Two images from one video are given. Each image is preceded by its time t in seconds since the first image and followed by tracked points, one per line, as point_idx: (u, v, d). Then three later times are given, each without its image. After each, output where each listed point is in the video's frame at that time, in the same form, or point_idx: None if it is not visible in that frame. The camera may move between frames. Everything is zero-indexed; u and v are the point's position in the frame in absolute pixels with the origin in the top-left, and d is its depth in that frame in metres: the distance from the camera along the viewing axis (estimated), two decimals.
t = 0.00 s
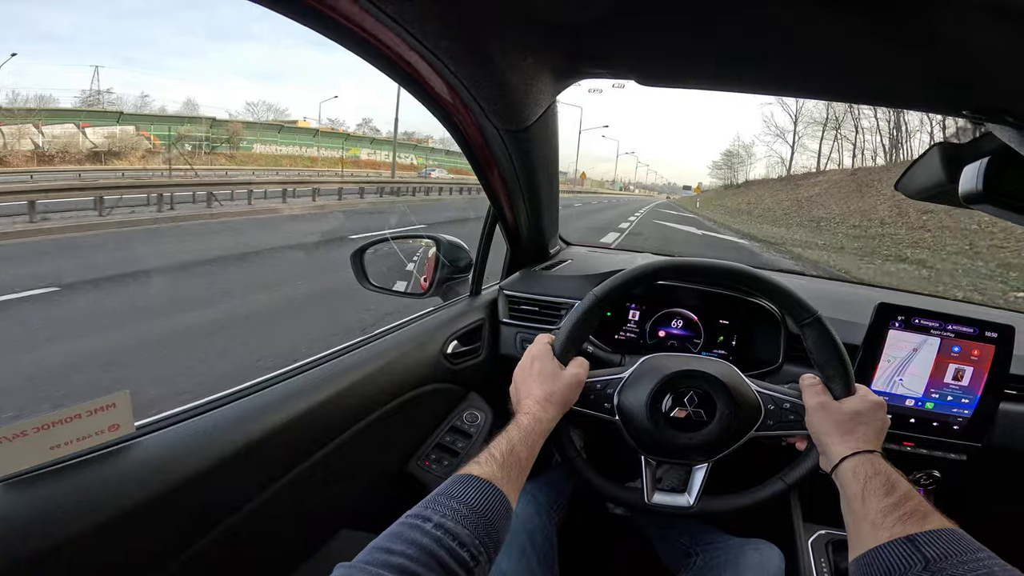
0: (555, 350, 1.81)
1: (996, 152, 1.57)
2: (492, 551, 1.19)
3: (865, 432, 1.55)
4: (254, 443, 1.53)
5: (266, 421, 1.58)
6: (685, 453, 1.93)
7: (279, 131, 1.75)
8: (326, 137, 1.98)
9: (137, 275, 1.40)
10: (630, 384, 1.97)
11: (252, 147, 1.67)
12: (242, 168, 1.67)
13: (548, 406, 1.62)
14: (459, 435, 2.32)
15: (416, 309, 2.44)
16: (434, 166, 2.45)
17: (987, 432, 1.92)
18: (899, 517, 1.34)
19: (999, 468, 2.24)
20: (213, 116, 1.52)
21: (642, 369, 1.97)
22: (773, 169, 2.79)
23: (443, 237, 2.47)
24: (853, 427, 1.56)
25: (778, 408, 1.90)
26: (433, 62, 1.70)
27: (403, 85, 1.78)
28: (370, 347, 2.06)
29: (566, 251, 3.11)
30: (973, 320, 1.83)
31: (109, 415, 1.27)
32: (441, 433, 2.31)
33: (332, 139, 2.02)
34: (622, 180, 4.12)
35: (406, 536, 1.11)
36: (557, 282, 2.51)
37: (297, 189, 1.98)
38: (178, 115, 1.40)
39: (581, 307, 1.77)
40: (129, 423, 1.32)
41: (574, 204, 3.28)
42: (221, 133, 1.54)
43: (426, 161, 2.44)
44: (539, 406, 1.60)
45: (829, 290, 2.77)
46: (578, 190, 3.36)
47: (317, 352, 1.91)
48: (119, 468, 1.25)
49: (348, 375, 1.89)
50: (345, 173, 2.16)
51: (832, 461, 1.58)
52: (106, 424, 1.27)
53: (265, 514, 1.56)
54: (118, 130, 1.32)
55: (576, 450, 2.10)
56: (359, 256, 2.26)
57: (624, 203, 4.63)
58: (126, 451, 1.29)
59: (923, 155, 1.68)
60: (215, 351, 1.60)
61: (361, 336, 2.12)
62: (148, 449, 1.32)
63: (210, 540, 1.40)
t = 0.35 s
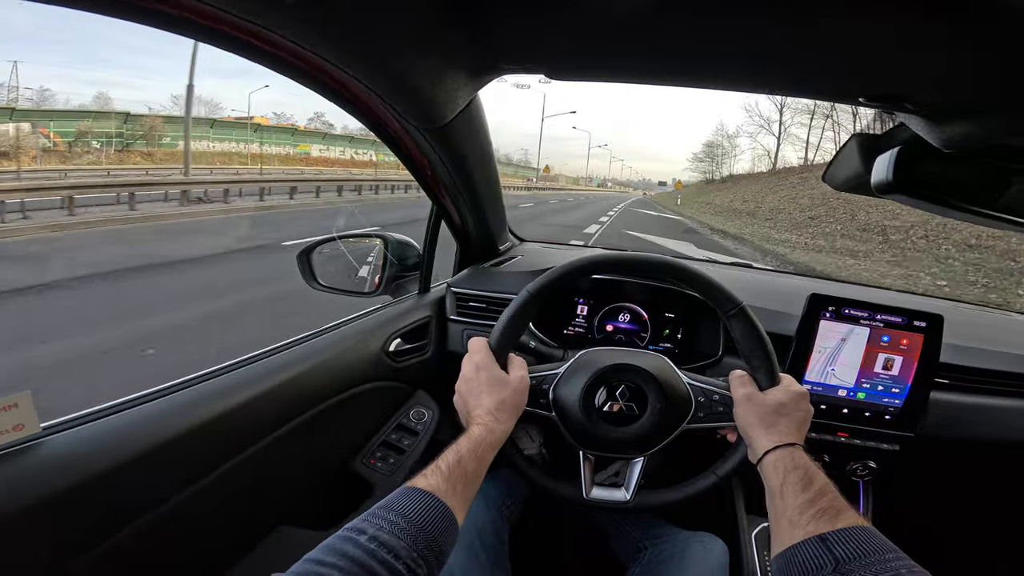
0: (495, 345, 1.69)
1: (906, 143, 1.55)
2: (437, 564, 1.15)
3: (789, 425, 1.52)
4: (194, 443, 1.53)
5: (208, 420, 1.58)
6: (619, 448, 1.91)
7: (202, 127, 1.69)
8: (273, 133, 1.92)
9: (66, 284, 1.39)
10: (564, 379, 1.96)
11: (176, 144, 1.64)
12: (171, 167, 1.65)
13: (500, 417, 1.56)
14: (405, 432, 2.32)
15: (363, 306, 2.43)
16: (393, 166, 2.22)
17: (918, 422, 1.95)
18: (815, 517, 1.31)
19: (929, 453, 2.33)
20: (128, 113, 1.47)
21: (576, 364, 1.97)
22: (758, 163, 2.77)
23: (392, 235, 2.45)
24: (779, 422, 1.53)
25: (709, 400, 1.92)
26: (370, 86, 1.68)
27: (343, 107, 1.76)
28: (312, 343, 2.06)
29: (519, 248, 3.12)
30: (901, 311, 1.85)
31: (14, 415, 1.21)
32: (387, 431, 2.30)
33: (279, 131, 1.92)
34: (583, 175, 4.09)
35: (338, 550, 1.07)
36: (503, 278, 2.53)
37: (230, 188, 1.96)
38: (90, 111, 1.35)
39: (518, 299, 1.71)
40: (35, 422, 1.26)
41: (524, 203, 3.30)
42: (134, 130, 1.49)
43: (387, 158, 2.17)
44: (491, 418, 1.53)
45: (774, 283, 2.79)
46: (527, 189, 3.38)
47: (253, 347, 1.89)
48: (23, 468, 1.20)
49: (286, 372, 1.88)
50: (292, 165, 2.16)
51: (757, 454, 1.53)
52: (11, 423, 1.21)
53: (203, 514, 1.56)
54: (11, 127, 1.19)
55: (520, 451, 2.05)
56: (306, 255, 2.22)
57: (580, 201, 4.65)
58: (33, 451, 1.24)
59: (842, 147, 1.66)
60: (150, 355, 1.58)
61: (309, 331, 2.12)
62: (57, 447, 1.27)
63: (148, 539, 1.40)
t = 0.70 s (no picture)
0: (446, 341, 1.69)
1: (823, 145, 1.61)
2: (396, 551, 1.16)
3: (725, 415, 1.51)
4: (164, 451, 1.54)
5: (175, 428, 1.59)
6: (571, 440, 1.95)
7: (123, 121, 1.56)
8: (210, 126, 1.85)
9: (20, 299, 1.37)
10: (516, 373, 1.99)
11: (79, 140, 1.45)
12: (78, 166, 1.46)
13: (452, 409, 1.58)
14: (365, 431, 2.34)
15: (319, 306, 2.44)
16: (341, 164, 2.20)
17: (852, 410, 2.12)
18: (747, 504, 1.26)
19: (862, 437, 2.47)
20: (17, 106, 1.25)
21: (527, 359, 2.01)
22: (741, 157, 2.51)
23: (348, 236, 2.44)
24: (715, 413, 1.52)
25: (652, 392, 1.98)
26: (325, 101, 1.73)
27: (295, 118, 1.80)
28: (268, 343, 2.06)
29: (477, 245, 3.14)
30: (834, 302, 2.02)
31: None
32: (346, 429, 2.32)
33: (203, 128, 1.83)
34: (543, 174, 4.13)
35: (298, 535, 1.07)
36: (461, 277, 2.58)
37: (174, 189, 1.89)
38: None
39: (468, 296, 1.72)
40: None
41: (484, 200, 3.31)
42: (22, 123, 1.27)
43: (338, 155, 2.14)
44: (443, 410, 1.55)
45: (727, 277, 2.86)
46: (486, 188, 3.39)
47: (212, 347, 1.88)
48: None
49: (245, 369, 1.89)
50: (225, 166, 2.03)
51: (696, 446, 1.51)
52: None
53: (169, 521, 1.56)
54: None
55: (476, 446, 2.05)
56: (260, 257, 2.18)
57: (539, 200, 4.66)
58: None
59: (771, 147, 1.72)
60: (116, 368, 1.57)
61: (267, 331, 2.13)
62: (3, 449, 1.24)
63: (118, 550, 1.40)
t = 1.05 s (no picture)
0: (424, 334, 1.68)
1: (790, 138, 1.64)
2: (373, 543, 1.16)
3: (699, 413, 1.49)
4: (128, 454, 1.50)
5: (141, 430, 1.55)
6: (547, 434, 1.94)
7: (26, 120, 1.33)
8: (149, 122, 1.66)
9: None
10: (493, 368, 1.99)
11: None
12: None
13: (428, 401, 1.58)
14: (342, 431, 2.31)
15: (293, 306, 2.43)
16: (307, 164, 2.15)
17: (824, 400, 2.15)
18: (719, 502, 1.25)
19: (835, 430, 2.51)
20: None
21: (505, 353, 2.00)
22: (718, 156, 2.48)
23: (323, 235, 2.42)
24: (690, 410, 1.51)
25: (628, 390, 1.96)
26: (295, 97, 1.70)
27: (265, 114, 1.77)
28: (238, 343, 2.02)
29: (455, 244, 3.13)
30: (803, 294, 2.07)
31: None
32: (323, 429, 2.29)
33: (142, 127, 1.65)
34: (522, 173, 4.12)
35: (273, 527, 1.06)
36: (437, 274, 2.58)
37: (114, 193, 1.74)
38: None
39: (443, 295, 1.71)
40: None
41: (461, 200, 3.29)
42: None
43: (296, 154, 2.08)
44: (418, 402, 1.55)
45: (701, 272, 2.88)
46: (464, 187, 3.38)
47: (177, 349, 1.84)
48: None
49: (217, 367, 1.86)
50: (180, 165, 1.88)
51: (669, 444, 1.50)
52: None
53: (135, 526, 1.52)
54: None
55: (454, 443, 2.04)
56: (231, 256, 2.19)
57: (520, 201, 4.66)
58: None
59: (741, 142, 1.76)
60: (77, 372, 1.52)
61: (234, 332, 2.09)
62: None
63: (80, 557, 1.36)
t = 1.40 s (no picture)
0: (404, 331, 1.66)
1: (761, 138, 1.69)
2: (351, 540, 1.20)
3: (675, 418, 1.52)
4: (100, 465, 1.47)
5: (115, 440, 1.52)
6: (526, 434, 1.95)
7: None
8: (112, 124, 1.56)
9: None
10: (472, 369, 1.98)
11: None
12: None
13: (405, 400, 1.59)
14: (322, 435, 2.29)
15: (269, 309, 2.39)
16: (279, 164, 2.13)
17: (797, 397, 2.19)
18: (694, 506, 1.27)
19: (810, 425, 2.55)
20: None
21: (484, 353, 2.00)
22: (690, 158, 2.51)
23: (298, 239, 2.40)
24: (666, 415, 1.53)
25: (607, 392, 1.96)
26: (265, 100, 1.68)
27: (237, 116, 1.76)
28: (213, 347, 1.99)
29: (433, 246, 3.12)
30: (775, 292, 2.12)
31: None
32: (302, 434, 2.27)
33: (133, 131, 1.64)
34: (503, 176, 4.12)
35: (250, 527, 1.08)
36: (415, 276, 2.57)
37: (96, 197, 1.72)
38: None
39: (425, 294, 1.67)
40: None
41: (439, 201, 3.29)
42: None
43: (243, 154, 2.00)
44: (396, 399, 1.56)
45: (678, 272, 2.91)
46: (442, 189, 3.38)
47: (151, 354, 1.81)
48: None
49: (193, 372, 1.82)
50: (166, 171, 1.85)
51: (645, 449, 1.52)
52: None
53: (107, 537, 1.49)
54: None
55: (434, 445, 2.04)
56: (203, 261, 2.12)
57: (498, 202, 4.68)
58: None
59: (714, 142, 1.79)
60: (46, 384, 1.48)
61: (209, 336, 2.05)
62: None
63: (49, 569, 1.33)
